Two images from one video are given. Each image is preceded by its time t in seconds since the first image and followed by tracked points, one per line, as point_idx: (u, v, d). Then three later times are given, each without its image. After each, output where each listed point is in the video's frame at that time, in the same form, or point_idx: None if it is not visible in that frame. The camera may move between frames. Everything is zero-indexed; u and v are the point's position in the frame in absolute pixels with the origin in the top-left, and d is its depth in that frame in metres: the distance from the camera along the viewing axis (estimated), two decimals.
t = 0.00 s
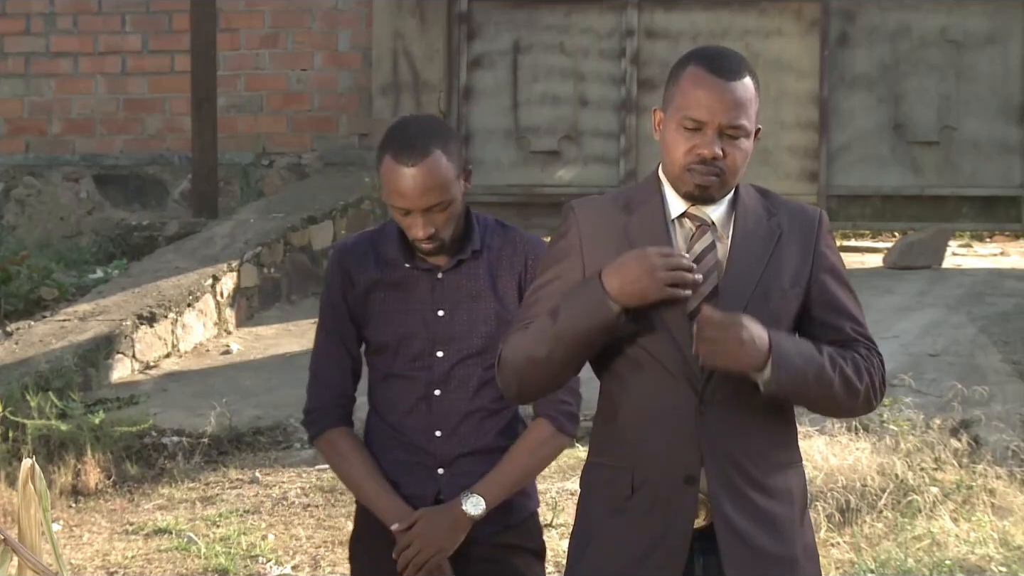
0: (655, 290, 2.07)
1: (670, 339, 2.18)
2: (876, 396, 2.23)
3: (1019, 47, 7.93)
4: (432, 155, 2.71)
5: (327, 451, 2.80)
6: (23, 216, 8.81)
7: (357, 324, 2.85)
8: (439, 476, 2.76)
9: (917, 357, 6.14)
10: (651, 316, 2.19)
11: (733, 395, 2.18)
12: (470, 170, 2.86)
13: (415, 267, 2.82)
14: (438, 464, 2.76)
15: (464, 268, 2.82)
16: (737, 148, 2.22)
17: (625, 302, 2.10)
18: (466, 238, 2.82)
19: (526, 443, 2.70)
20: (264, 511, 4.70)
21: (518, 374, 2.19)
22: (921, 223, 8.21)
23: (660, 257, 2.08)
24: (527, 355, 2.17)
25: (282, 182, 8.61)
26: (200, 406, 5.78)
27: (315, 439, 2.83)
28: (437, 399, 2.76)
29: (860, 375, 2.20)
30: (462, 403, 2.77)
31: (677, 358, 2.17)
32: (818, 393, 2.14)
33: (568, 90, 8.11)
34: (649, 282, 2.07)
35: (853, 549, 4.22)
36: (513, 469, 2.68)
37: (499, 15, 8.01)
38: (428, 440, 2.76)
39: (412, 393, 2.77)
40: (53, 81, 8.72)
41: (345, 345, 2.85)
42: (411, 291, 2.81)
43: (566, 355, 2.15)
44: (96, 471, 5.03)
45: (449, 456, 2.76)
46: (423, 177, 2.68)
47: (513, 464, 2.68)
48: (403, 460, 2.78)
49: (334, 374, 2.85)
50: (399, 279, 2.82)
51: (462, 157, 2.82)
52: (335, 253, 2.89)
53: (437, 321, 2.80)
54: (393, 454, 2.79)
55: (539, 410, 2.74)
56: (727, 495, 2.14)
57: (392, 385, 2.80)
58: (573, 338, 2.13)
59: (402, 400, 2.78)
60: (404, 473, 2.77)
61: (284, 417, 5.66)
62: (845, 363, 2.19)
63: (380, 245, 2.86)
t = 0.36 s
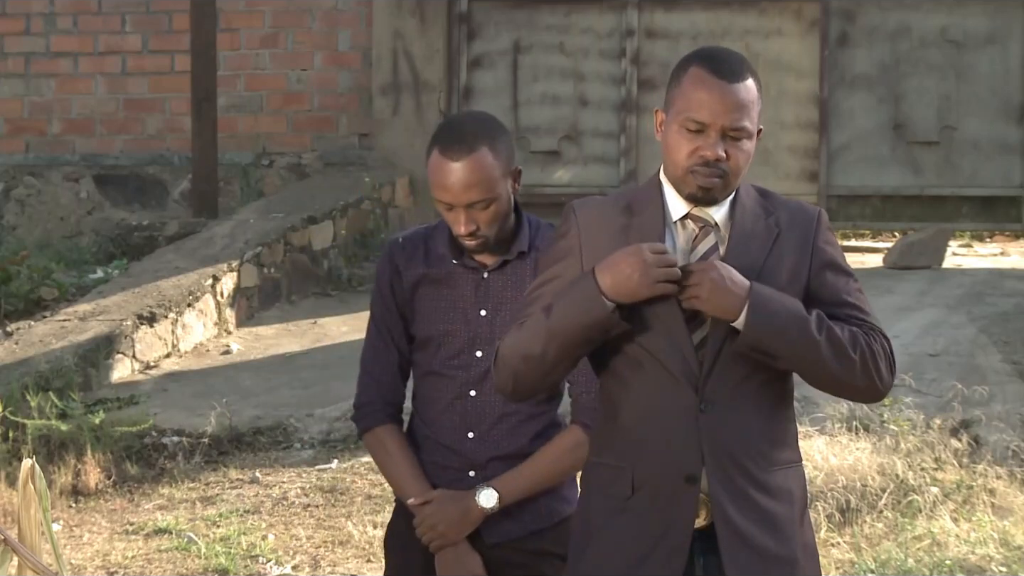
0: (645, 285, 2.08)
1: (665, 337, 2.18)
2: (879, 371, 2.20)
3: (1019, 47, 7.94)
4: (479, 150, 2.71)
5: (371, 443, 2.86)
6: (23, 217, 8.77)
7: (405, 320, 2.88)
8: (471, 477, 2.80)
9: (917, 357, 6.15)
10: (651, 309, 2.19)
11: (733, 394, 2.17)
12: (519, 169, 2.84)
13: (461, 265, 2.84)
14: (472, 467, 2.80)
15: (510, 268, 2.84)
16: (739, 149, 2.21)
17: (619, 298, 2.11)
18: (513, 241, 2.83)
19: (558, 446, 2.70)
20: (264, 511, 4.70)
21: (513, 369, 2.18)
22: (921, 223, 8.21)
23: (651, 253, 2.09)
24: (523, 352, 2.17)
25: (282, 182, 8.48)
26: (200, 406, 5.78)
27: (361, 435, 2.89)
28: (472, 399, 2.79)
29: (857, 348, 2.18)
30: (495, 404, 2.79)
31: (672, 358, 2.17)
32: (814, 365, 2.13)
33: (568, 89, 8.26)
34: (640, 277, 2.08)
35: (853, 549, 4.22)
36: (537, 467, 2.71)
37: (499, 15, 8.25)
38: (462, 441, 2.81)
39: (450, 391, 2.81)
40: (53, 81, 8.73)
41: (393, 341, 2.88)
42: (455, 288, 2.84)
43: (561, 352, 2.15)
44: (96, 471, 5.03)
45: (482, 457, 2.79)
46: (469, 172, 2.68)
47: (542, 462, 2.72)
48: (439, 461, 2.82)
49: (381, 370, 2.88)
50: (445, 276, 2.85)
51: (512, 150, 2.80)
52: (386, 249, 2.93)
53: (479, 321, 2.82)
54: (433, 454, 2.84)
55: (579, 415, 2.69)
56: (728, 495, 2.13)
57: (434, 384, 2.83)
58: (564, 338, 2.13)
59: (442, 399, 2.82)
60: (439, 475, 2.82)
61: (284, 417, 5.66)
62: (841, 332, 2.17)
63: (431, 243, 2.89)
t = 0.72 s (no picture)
0: (636, 285, 2.07)
1: (657, 337, 2.17)
2: (853, 343, 2.12)
3: (1019, 47, 7.94)
4: (479, 120, 2.81)
5: (360, 442, 2.85)
6: (23, 217, 8.78)
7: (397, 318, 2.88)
8: (459, 478, 2.79)
9: (917, 357, 6.15)
10: (645, 308, 2.18)
11: (729, 392, 2.16)
12: (518, 157, 2.93)
13: (455, 261, 2.86)
14: (460, 466, 2.79)
15: (503, 267, 2.86)
16: (741, 151, 2.22)
17: (609, 299, 2.10)
18: (509, 236, 2.89)
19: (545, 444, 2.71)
20: (264, 511, 4.70)
21: (504, 367, 2.20)
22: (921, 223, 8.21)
23: (641, 252, 2.09)
24: (511, 349, 2.18)
25: (281, 182, 8.49)
26: (200, 406, 5.78)
27: (350, 435, 2.89)
28: (464, 398, 2.80)
29: (827, 323, 2.11)
30: (487, 405, 2.79)
31: (668, 357, 2.16)
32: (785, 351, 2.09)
33: (568, 89, 8.26)
34: (631, 277, 2.08)
35: (853, 549, 4.22)
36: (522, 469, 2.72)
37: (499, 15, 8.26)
38: (452, 441, 2.81)
39: (441, 389, 2.81)
40: (53, 81, 8.73)
41: (385, 339, 2.88)
42: (448, 286, 2.85)
43: (549, 351, 2.15)
44: (96, 470, 5.03)
45: (472, 458, 2.79)
46: (468, 140, 2.77)
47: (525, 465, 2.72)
48: (428, 460, 2.82)
49: (372, 367, 2.87)
50: (438, 273, 2.86)
51: (512, 135, 2.90)
52: (380, 248, 2.95)
53: (471, 320, 2.83)
54: (422, 453, 2.84)
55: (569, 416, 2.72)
56: (722, 493, 2.12)
57: (425, 382, 2.84)
58: (552, 336, 2.13)
59: (432, 397, 2.83)
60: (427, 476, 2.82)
61: (284, 417, 5.66)
62: (808, 312, 2.11)
63: (425, 241, 2.91)
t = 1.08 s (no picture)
0: (642, 289, 2.07)
1: (653, 339, 2.19)
2: (831, 330, 2.12)
3: (1019, 47, 7.93)
4: (443, 101, 2.86)
5: (316, 443, 2.84)
6: (23, 216, 8.84)
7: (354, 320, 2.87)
8: (421, 477, 2.78)
9: (917, 357, 6.15)
10: (647, 310, 2.19)
11: (728, 389, 2.16)
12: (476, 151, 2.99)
13: (413, 258, 2.86)
14: (422, 466, 2.78)
15: (458, 263, 2.87)
16: (748, 152, 2.22)
17: (612, 301, 2.11)
18: (464, 228, 2.89)
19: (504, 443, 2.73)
20: (264, 511, 4.70)
21: (502, 364, 2.19)
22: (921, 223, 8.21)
23: (648, 257, 2.08)
24: (510, 345, 2.17)
25: (282, 182, 8.58)
26: (200, 406, 5.78)
27: (306, 437, 2.87)
28: (424, 397, 2.78)
29: (806, 314, 2.11)
30: (448, 403, 2.79)
31: (668, 361, 2.17)
32: (770, 343, 2.09)
33: (568, 89, 8.24)
34: (636, 281, 2.07)
35: (853, 549, 4.22)
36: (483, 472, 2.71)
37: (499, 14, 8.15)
38: (413, 440, 2.79)
39: (401, 389, 2.80)
40: (53, 81, 8.72)
41: (339, 340, 2.87)
42: (406, 285, 2.85)
43: (549, 350, 2.15)
44: (96, 471, 5.03)
45: (434, 458, 2.78)
46: (432, 119, 2.82)
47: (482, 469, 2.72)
48: (388, 461, 2.80)
49: (327, 369, 2.86)
50: (395, 271, 2.86)
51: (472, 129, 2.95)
52: (331, 247, 2.92)
53: (429, 318, 2.82)
54: (380, 453, 2.82)
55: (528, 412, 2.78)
56: (721, 491, 2.11)
57: (383, 383, 2.82)
58: (553, 335, 2.13)
59: (392, 397, 2.80)
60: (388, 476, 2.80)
61: (284, 417, 5.68)
62: (784, 304, 2.12)
63: (379, 238, 2.90)
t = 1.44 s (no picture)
0: (648, 288, 2.06)
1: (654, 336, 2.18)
2: (826, 317, 2.13)
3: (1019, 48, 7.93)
4: (429, 100, 2.87)
5: (303, 447, 2.81)
6: (23, 217, 8.82)
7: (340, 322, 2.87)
8: (419, 477, 2.79)
9: (917, 357, 6.15)
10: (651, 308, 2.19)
11: (728, 387, 2.17)
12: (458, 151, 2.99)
13: (398, 259, 2.87)
14: (419, 465, 2.79)
15: (446, 261, 2.88)
16: (753, 150, 2.22)
17: (618, 299, 2.10)
18: (448, 228, 2.90)
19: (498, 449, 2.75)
20: (264, 511, 4.70)
21: (506, 362, 2.18)
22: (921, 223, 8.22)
23: (654, 257, 2.08)
24: (514, 342, 2.17)
25: (282, 182, 8.55)
26: (200, 407, 5.78)
27: (291, 441, 2.84)
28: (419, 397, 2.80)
29: (801, 304, 2.12)
30: (445, 399, 2.81)
31: (669, 360, 2.17)
32: (766, 333, 2.10)
33: (567, 89, 8.23)
34: (642, 280, 2.07)
35: (853, 549, 4.22)
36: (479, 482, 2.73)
37: (499, 14, 8.19)
38: (409, 439, 2.80)
39: (394, 389, 2.80)
40: (53, 81, 8.72)
41: (325, 342, 2.86)
42: (395, 285, 2.86)
43: (554, 348, 2.14)
44: (96, 471, 5.03)
45: (433, 457, 2.79)
46: (419, 116, 2.83)
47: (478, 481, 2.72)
48: (384, 460, 2.80)
49: (314, 372, 2.86)
50: (382, 271, 2.87)
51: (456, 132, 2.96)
52: (315, 251, 2.92)
53: (420, 317, 2.84)
54: (374, 453, 2.82)
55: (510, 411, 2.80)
56: (723, 486, 2.11)
57: (375, 384, 2.83)
58: (557, 334, 2.13)
59: (385, 398, 2.81)
60: (384, 476, 2.80)
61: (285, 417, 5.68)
62: (779, 294, 2.13)
63: (364, 239, 2.91)
